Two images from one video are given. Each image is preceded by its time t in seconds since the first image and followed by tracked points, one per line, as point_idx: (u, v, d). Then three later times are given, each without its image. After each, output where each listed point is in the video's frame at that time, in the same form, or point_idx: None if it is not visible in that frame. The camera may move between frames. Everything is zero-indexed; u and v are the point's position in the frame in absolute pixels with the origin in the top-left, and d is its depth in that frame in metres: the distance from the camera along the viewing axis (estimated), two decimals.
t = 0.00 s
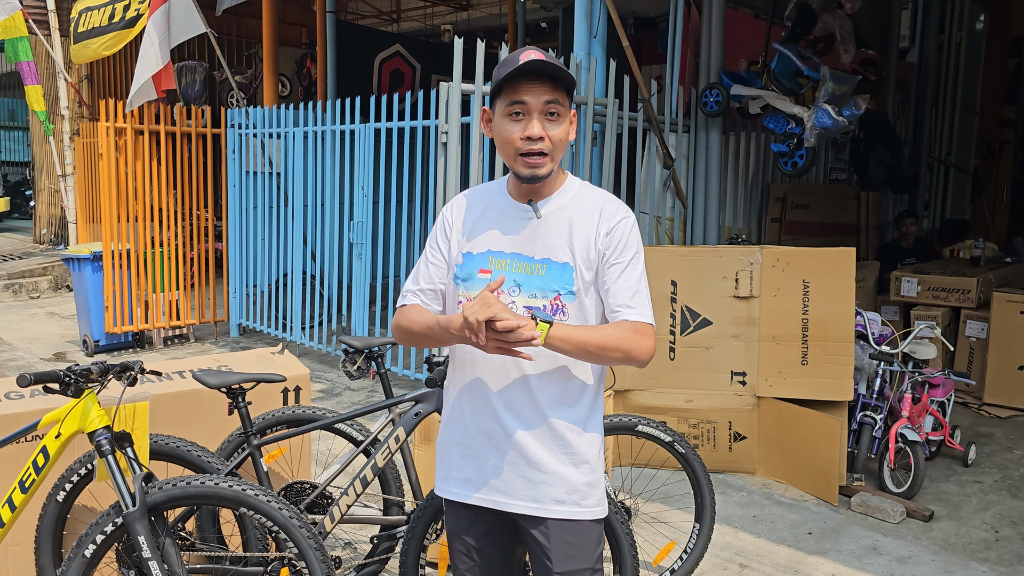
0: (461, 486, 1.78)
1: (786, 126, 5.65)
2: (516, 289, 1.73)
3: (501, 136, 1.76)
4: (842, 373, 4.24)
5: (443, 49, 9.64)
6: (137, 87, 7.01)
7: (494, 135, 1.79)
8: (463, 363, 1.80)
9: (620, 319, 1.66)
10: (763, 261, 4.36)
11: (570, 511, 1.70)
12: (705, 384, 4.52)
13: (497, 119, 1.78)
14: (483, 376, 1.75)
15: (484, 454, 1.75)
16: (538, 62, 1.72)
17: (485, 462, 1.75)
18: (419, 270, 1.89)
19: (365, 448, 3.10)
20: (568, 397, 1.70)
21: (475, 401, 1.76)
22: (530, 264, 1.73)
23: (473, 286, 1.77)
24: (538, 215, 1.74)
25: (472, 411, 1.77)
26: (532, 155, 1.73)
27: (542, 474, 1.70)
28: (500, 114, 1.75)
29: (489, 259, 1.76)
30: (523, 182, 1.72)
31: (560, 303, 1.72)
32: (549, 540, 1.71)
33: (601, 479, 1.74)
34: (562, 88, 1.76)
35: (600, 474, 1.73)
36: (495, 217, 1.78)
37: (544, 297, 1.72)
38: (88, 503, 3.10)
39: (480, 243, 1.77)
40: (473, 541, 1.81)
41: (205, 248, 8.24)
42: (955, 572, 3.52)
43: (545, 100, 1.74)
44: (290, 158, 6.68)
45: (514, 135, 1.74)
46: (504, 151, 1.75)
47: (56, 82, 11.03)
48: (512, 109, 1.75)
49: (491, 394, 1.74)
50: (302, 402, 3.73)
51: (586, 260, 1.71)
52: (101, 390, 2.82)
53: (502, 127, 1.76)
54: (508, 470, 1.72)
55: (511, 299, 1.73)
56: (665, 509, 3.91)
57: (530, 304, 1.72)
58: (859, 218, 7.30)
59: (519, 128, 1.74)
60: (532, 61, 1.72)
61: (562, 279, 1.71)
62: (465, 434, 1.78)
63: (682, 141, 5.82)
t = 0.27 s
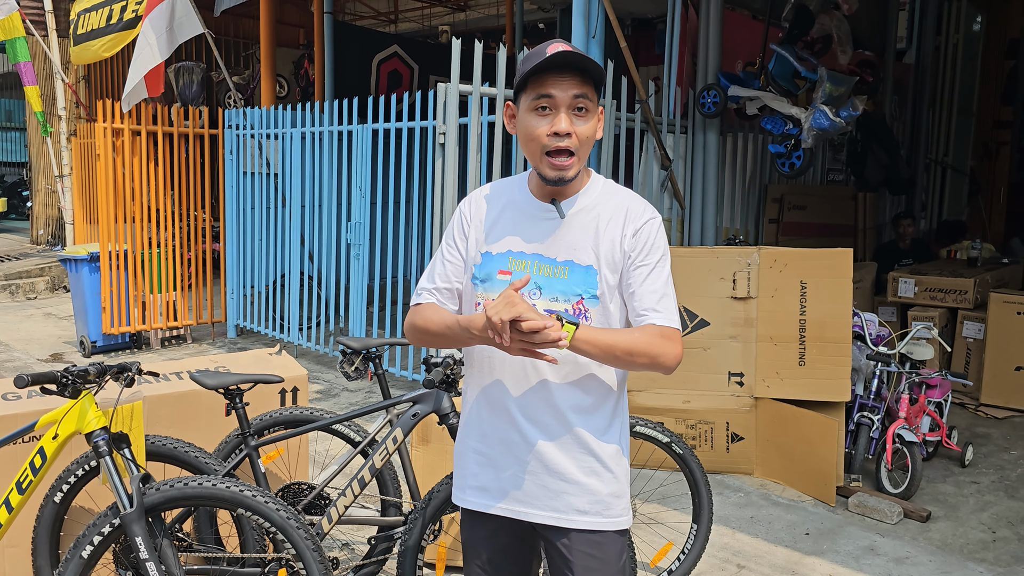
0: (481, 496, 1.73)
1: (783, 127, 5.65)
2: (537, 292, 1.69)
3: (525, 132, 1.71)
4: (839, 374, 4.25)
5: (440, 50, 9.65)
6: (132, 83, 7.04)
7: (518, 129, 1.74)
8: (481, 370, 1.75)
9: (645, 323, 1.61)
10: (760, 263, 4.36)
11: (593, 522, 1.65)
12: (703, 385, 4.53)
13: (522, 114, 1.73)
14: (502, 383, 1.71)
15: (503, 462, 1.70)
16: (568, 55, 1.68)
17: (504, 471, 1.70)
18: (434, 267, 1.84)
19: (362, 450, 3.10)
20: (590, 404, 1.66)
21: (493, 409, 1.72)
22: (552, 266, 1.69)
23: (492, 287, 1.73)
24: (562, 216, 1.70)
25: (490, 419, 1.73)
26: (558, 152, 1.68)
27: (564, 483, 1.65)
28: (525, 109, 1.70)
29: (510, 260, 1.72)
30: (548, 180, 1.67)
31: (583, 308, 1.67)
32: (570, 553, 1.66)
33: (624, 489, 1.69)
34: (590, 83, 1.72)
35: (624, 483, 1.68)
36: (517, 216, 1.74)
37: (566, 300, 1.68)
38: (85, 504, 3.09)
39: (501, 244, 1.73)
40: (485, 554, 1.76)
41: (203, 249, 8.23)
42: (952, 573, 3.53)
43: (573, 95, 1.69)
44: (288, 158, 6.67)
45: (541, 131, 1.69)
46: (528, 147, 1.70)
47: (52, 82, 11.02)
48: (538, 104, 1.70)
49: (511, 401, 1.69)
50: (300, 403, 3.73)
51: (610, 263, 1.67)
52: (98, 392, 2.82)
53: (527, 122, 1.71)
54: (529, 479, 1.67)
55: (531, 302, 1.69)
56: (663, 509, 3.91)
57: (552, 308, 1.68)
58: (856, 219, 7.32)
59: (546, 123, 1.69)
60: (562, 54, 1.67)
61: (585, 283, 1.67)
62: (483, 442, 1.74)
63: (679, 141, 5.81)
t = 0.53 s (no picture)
0: (494, 506, 1.72)
1: (778, 129, 5.65)
2: (553, 295, 1.65)
3: (542, 127, 1.67)
4: (834, 375, 4.26)
5: (436, 52, 9.64)
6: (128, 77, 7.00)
7: (534, 125, 1.70)
8: (497, 378, 1.73)
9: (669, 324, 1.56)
10: (756, 264, 4.37)
11: (608, 536, 1.62)
12: (699, 387, 4.53)
13: (538, 109, 1.69)
14: (519, 394, 1.68)
15: (517, 474, 1.68)
16: (584, 46, 1.64)
17: (518, 483, 1.68)
18: (450, 270, 1.82)
19: (358, 452, 3.08)
20: (609, 415, 1.62)
21: (509, 419, 1.69)
22: (569, 268, 1.65)
23: (507, 291, 1.70)
24: (577, 216, 1.67)
25: (506, 429, 1.70)
26: (579, 146, 1.64)
27: (580, 496, 1.62)
28: (543, 104, 1.66)
29: (525, 263, 1.69)
30: (568, 176, 1.64)
31: (602, 310, 1.63)
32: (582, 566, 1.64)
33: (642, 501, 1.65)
34: (607, 74, 1.68)
35: (642, 495, 1.64)
36: (533, 218, 1.71)
37: (584, 303, 1.64)
38: (79, 507, 3.08)
39: (516, 246, 1.70)
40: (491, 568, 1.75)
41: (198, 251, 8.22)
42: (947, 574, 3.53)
43: (591, 88, 1.65)
44: (283, 161, 6.66)
45: (560, 126, 1.65)
46: (546, 144, 1.67)
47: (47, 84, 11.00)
48: (556, 98, 1.66)
49: (527, 412, 1.66)
50: (295, 405, 3.73)
51: (628, 264, 1.63)
52: (93, 394, 2.82)
53: (544, 118, 1.67)
54: (544, 492, 1.64)
55: (547, 306, 1.66)
56: (658, 511, 3.91)
57: (569, 311, 1.64)
58: (851, 221, 7.33)
59: (565, 118, 1.65)
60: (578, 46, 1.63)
61: (603, 285, 1.63)
62: (498, 452, 1.71)
63: (673, 144, 5.72)
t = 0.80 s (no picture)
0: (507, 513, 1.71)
1: (775, 131, 5.67)
2: (559, 296, 1.63)
3: (550, 130, 1.65)
4: (831, 377, 4.27)
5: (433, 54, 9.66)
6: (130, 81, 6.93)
7: (543, 129, 1.68)
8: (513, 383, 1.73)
9: (688, 343, 1.51)
10: (753, 266, 4.37)
11: (619, 545, 1.59)
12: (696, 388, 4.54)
13: (545, 112, 1.66)
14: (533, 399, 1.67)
15: (529, 480, 1.67)
16: (593, 49, 1.60)
17: (530, 490, 1.67)
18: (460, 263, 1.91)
19: (355, 454, 3.05)
20: (621, 422, 1.59)
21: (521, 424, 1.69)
22: (575, 269, 1.62)
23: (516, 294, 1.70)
24: (582, 216, 1.65)
25: (519, 435, 1.70)
26: (591, 150, 1.62)
27: (589, 505, 1.59)
28: (551, 107, 1.63)
29: (533, 265, 1.68)
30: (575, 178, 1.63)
31: (607, 311, 1.59)
32: None
33: (654, 510, 1.62)
34: (616, 75, 1.64)
35: (653, 504, 1.61)
36: (543, 220, 1.70)
37: (590, 304, 1.60)
38: (76, 509, 3.07)
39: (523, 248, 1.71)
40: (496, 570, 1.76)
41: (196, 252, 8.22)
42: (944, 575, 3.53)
43: (601, 91, 1.62)
44: (280, 162, 6.67)
45: (569, 129, 1.63)
46: (557, 147, 1.65)
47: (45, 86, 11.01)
48: (565, 101, 1.63)
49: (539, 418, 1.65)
50: (292, 407, 3.74)
51: (634, 263, 1.58)
52: (89, 397, 2.82)
53: (552, 121, 1.64)
54: (554, 499, 1.63)
55: (554, 308, 1.64)
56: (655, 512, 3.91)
57: (574, 313, 1.61)
58: (848, 222, 7.34)
59: (574, 121, 1.62)
60: (586, 49, 1.60)
61: (609, 285, 1.59)
62: (512, 458, 1.71)
63: (671, 145, 5.68)
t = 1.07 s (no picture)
0: (517, 514, 1.73)
1: (774, 133, 5.68)
2: (570, 302, 1.64)
3: (554, 143, 1.63)
4: (830, 379, 4.28)
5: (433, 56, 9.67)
6: (134, 86, 6.90)
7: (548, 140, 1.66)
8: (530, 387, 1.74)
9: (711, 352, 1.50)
10: (751, 268, 4.38)
11: (621, 555, 1.57)
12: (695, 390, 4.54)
13: (548, 123, 1.64)
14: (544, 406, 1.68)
15: (537, 485, 1.68)
16: (588, 58, 1.58)
17: (537, 494, 1.68)
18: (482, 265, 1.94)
19: (354, 456, 3.07)
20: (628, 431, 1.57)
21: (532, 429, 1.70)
22: (586, 274, 1.63)
23: (530, 298, 1.72)
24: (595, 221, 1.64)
25: (529, 440, 1.70)
26: (596, 159, 1.60)
27: (592, 513, 1.59)
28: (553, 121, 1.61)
29: (547, 270, 1.70)
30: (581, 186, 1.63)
31: (616, 317, 1.57)
32: None
33: (661, 521, 1.58)
34: (616, 79, 1.61)
35: (661, 516, 1.58)
36: (558, 225, 1.72)
37: (600, 309, 1.59)
38: (75, 511, 3.07)
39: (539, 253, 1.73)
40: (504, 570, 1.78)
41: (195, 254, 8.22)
42: None
43: (601, 99, 1.59)
44: (280, 164, 6.68)
45: (574, 140, 1.60)
46: (563, 159, 1.63)
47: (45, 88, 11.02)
48: (566, 113, 1.60)
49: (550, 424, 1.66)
50: (291, 409, 3.74)
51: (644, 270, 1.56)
52: (89, 399, 2.82)
53: (555, 135, 1.63)
54: (559, 505, 1.63)
55: (565, 313, 1.64)
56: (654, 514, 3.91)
57: (584, 319, 1.61)
58: (847, 224, 7.35)
59: (577, 133, 1.60)
60: (583, 58, 1.57)
61: (618, 290, 1.57)
62: (524, 462, 1.72)
63: (670, 147, 5.77)
